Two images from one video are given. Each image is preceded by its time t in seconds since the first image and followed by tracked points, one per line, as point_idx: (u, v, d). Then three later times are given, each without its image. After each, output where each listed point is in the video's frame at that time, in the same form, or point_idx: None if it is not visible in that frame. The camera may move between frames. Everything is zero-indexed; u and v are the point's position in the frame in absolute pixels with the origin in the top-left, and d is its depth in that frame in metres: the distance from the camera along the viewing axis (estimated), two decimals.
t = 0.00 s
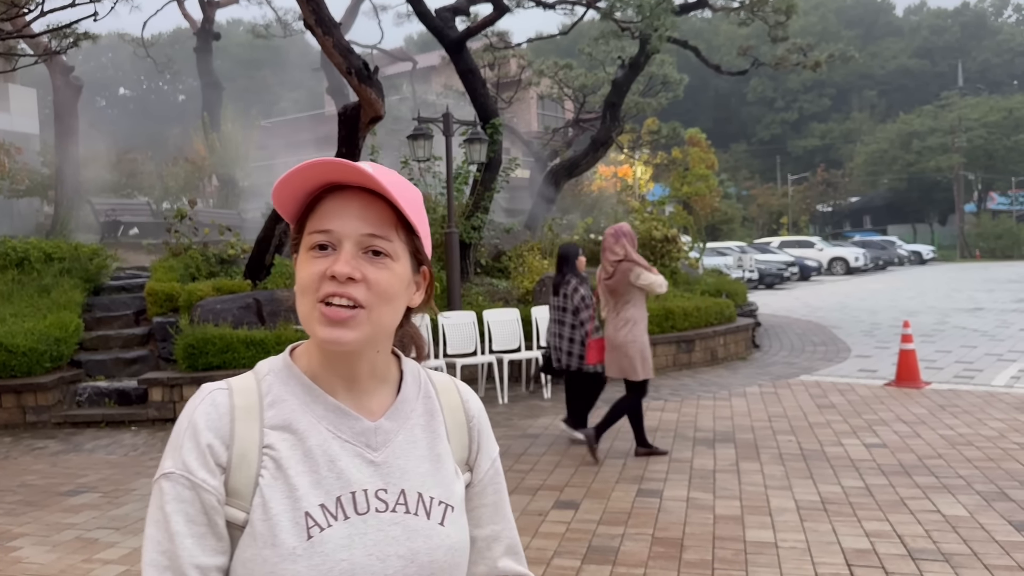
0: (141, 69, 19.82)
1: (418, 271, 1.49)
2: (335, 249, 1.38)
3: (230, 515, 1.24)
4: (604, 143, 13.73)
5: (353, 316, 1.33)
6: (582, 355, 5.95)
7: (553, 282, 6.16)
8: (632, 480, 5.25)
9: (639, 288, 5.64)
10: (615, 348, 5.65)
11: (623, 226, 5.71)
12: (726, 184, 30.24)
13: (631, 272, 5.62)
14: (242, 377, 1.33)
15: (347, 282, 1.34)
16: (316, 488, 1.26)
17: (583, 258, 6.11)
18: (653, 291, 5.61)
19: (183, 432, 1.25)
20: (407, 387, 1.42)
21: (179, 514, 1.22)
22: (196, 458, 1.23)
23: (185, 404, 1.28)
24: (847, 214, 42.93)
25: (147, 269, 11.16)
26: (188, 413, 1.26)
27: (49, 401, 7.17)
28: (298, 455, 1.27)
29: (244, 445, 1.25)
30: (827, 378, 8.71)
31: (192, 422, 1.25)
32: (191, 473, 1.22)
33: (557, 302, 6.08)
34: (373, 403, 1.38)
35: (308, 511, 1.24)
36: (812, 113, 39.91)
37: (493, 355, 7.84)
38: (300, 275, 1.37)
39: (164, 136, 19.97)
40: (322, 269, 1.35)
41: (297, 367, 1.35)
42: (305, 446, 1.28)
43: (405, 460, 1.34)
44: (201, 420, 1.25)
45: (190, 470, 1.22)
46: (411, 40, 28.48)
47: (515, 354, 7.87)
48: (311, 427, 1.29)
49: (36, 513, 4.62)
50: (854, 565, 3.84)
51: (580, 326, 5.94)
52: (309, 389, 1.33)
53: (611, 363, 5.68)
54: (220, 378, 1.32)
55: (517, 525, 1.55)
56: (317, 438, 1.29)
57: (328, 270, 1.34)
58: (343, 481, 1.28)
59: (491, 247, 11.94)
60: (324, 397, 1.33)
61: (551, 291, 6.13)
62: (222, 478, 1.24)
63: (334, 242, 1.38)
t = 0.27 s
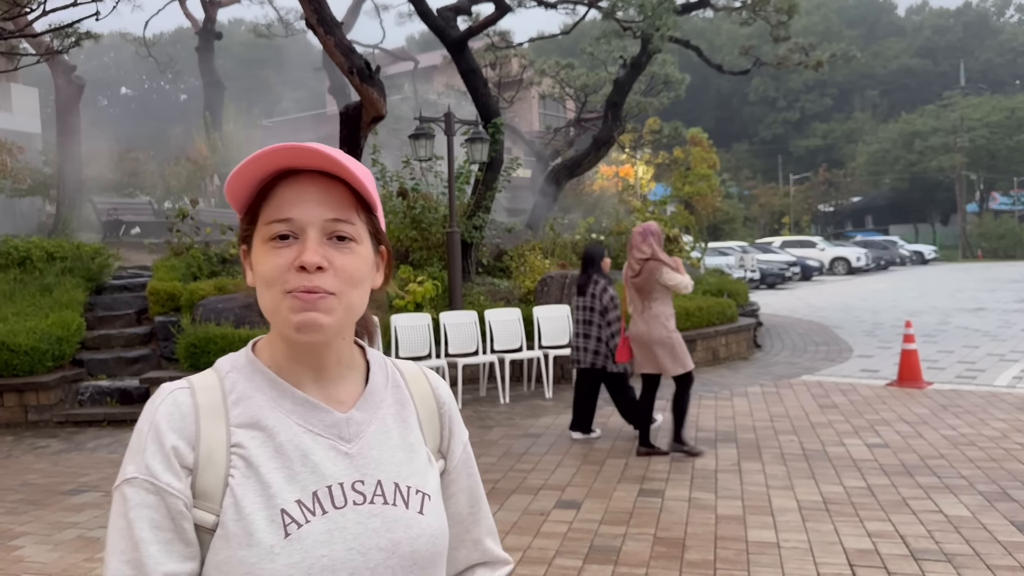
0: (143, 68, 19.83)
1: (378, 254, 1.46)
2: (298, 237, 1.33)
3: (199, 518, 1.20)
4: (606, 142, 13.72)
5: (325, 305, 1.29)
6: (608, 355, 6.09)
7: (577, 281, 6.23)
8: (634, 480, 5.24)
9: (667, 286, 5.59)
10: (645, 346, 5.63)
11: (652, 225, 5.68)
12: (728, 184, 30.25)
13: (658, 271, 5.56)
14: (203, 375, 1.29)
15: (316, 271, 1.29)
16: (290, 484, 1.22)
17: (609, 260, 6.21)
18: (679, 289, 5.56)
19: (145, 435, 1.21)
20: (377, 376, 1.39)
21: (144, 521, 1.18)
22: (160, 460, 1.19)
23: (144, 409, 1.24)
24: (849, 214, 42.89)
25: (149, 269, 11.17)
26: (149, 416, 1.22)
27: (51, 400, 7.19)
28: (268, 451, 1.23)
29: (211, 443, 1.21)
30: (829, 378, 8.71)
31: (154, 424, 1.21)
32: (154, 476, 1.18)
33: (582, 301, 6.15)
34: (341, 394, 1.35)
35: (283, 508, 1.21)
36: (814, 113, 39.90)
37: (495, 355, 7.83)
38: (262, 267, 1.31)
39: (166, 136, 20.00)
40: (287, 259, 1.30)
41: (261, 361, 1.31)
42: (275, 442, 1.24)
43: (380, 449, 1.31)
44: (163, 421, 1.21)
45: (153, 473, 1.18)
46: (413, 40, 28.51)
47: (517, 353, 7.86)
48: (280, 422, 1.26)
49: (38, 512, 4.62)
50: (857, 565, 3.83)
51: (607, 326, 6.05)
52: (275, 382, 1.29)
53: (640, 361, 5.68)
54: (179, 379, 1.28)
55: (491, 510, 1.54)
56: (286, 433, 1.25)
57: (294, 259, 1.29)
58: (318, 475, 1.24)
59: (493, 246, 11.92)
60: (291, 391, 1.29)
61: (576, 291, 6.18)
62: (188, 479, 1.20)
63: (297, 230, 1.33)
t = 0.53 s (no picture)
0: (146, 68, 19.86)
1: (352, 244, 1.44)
2: (292, 225, 1.28)
3: (180, 534, 1.15)
4: (608, 142, 13.71)
5: (333, 292, 1.26)
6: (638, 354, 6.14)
7: (611, 282, 6.33)
8: (637, 480, 5.23)
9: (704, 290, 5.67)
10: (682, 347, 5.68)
11: (687, 229, 5.75)
12: (731, 184, 30.24)
13: (696, 274, 5.64)
14: (177, 381, 1.23)
15: (322, 258, 1.25)
16: (276, 494, 1.19)
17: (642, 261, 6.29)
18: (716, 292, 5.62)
19: (119, 449, 1.15)
20: (358, 377, 1.36)
21: (122, 540, 1.12)
22: (138, 476, 1.13)
23: (115, 421, 1.18)
24: (852, 214, 42.83)
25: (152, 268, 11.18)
26: (123, 429, 1.16)
27: (54, 400, 7.20)
28: (252, 461, 1.19)
29: (190, 455, 1.16)
30: (832, 378, 8.70)
31: (129, 437, 1.15)
32: (132, 493, 1.13)
33: (616, 301, 6.25)
34: (323, 394, 1.32)
35: (271, 520, 1.17)
36: (817, 113, 39.87)
37: (497, 355, 7.83)
38: (258, 257, 1.25)
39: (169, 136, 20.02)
40: (289, 248, 1.25)
41: (239, 364, 1.27)
42: (258, 451, 1.20)
43: (365, 453, 1.28)
44: (140, 434, 1.15)
45: (131, 490, 1.13)
46: (415, 40, 28.54)
47: (520, 353, 7.86)
48: (262, 429, 1.21)
49: (42, 511, 4.62)
50: (861, 565, 3.83)
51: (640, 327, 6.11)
52: (255, 387, 1.25)
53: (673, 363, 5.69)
54: (150, 386, 1.21)
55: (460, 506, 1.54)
56: (269, 441, 1.21)
57: (297, 247, 1.24)
58: (304, 484, 1.21)
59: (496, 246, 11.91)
60: (271, 395, 1.25)
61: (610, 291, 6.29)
62: (167, 495, 1.14)
63: (291, 217, 1.28)
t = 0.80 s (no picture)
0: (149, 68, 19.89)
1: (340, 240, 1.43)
2: (288, 226, 1.26)
3: (181, 552, 1.13)
4: (612, 143, 13.70)
5: (333, 293, 1.25)
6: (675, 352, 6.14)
7: (638, 279, 6.34)
8: (641, 481, 5.23)
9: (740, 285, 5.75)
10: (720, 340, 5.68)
11: (722, 224, 5.85)
12: (734, 184, 30.21)
13: (736, 269, 5.71)
14: (166, 393, 1.20)
15: (322, 258, 1.25)
16: (278, 505, 1.18)
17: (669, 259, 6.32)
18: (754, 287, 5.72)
19: (113, 469, 1.13)
20: (347, 378, 1.36)
21: (121, 563, 1.10)
22: (136, 496, 1.11)
23: (105, 439, 1.15)
24: (856, 214, 42.76)
25: (155, 268, 11.20)
26: (116, 447, 1.13)
27: (59, 400, 7.21)
28: (251, 474, 1.18)
29: (188, 471, 1.14)
30: (837, 379, 8.69)
31: (126, 455, 1.12)
32: (130, 515, 1.11)
33: (643, 298, 6.26)
34: (317, 399, 1.31)
35: (276, 532, 1.17)
36: (821, 113, 39.82)
37: (501, 355, 7.83)
38: (254, 259, 1.23)
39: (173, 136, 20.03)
40: (287, 249, 1.23)
41: (231, 372, 1.25)
42: (257, 463, 1.19)
43: (361, 458, 1.28)
44: (136, 452, 1.13)
45: (129, 512, 1.11)
46: (419, 40, 28.57)
47: (523, 353, 7.86)
48: (259, 440, 1.20)
49: (46, 511, 4.63)
50: (866, 566, 3.82)
51: (671, 324, 6.13)
52: (249, 396, 1.23)
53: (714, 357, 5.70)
54: (139, 400, 1.18)
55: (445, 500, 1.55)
56: (268, 452, 1.20)
57: (296, 250, 1.23)
58: (305, 493, 1.20)
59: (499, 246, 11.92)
60: (265, 404, 1.24)
61: (637, 288, 6.29)
62: (167, 514, 1.12)
63: (287, 218, 1.26)
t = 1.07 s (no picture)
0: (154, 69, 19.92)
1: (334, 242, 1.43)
2: (283, 249, 1.25)
3: (175, 557, 1.13)
4: (615, 143, 13.68)
5: (327, 316, 1.27)
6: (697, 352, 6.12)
7: (665, 282, 6.32)
8: (645, 482, 5.22)
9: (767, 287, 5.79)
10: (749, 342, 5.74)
11: (751, 226, 5.89)
12: (738, 184, 30.18)
13: (763, 271, 5.73)
14: (160, 398, 1.20)
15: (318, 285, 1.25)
16: (277, 506, 1.18)
17: (695, 261, 6.32)
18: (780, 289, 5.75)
19: (108, 474, 1.13)
20: (344, 381, 1.37)
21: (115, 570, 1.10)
22: (126, 505, 1.11)
23: (98, 448, 1.15)
24: (860, 215, 42.68)
25: (159, 269, 11.21)
26: (110, 453, 1.14)
27: (63, 400, 7.22)
28: (248, 477, 1.18)
29: (183, 476, 1.14)
30: (841, 380, 8.66)
31: (119, 461, 1.13)
32: (120, 522, 1.11)
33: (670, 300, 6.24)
34: (314, 402, 1.32)
35: (275, 534, 1.17)
36: (825, 114, 39.75)
37: (504, 356, 7.83)
38: (247, 286, 1.23)
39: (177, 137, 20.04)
40: (282, 277, 1.23)
41: (224, 377, 1.25)
42: (254, 466, 1.19)
43: (359, 458, 1.28)
44: (129, 458, 1.13)
45: (120, 519, 1.11)
46: (422, 41, 28.57)
47: (527, 354, 7.85)
48: (255, 442, 1.20)
49: (50, 512, 4.63)
50: (871, 569, 3.80)
51: (695, 325, 6.12)
52: (244, 399, 1.23)
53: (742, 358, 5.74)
54: (133, 407, 1.18)
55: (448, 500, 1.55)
56: (265, 454, 1.20)
57: (290, 278, 1.23)
58: (304, 495, 1.21)
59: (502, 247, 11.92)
60: (261, 407, 1.24)
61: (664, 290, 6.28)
62: (162, 519, 1.12)
63: (281, 242, 1.25)
